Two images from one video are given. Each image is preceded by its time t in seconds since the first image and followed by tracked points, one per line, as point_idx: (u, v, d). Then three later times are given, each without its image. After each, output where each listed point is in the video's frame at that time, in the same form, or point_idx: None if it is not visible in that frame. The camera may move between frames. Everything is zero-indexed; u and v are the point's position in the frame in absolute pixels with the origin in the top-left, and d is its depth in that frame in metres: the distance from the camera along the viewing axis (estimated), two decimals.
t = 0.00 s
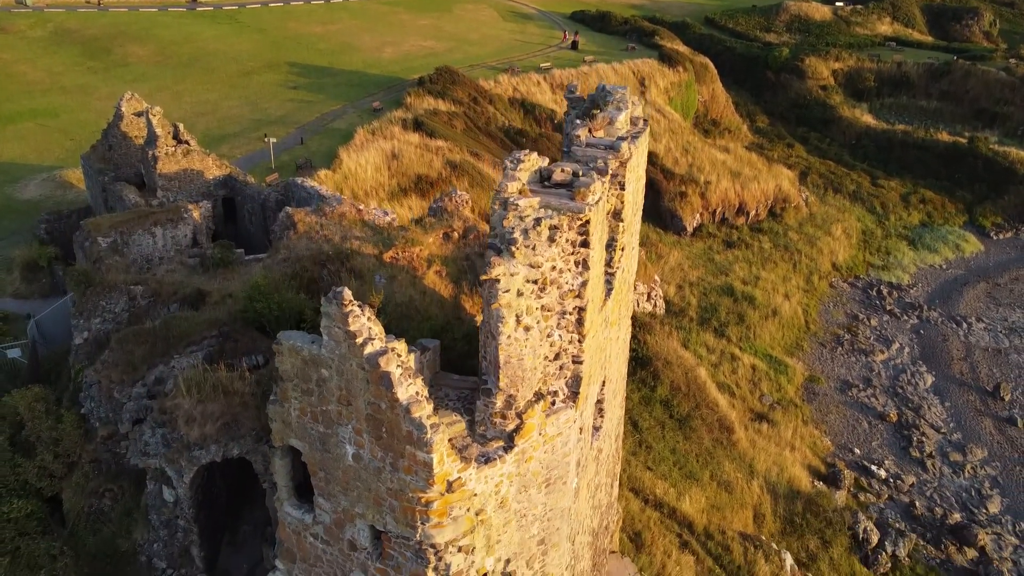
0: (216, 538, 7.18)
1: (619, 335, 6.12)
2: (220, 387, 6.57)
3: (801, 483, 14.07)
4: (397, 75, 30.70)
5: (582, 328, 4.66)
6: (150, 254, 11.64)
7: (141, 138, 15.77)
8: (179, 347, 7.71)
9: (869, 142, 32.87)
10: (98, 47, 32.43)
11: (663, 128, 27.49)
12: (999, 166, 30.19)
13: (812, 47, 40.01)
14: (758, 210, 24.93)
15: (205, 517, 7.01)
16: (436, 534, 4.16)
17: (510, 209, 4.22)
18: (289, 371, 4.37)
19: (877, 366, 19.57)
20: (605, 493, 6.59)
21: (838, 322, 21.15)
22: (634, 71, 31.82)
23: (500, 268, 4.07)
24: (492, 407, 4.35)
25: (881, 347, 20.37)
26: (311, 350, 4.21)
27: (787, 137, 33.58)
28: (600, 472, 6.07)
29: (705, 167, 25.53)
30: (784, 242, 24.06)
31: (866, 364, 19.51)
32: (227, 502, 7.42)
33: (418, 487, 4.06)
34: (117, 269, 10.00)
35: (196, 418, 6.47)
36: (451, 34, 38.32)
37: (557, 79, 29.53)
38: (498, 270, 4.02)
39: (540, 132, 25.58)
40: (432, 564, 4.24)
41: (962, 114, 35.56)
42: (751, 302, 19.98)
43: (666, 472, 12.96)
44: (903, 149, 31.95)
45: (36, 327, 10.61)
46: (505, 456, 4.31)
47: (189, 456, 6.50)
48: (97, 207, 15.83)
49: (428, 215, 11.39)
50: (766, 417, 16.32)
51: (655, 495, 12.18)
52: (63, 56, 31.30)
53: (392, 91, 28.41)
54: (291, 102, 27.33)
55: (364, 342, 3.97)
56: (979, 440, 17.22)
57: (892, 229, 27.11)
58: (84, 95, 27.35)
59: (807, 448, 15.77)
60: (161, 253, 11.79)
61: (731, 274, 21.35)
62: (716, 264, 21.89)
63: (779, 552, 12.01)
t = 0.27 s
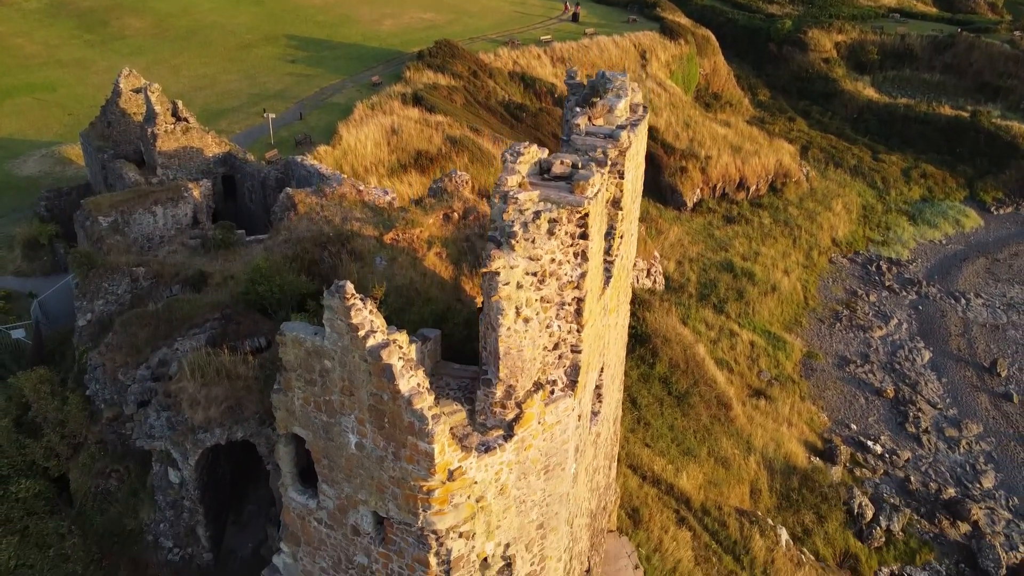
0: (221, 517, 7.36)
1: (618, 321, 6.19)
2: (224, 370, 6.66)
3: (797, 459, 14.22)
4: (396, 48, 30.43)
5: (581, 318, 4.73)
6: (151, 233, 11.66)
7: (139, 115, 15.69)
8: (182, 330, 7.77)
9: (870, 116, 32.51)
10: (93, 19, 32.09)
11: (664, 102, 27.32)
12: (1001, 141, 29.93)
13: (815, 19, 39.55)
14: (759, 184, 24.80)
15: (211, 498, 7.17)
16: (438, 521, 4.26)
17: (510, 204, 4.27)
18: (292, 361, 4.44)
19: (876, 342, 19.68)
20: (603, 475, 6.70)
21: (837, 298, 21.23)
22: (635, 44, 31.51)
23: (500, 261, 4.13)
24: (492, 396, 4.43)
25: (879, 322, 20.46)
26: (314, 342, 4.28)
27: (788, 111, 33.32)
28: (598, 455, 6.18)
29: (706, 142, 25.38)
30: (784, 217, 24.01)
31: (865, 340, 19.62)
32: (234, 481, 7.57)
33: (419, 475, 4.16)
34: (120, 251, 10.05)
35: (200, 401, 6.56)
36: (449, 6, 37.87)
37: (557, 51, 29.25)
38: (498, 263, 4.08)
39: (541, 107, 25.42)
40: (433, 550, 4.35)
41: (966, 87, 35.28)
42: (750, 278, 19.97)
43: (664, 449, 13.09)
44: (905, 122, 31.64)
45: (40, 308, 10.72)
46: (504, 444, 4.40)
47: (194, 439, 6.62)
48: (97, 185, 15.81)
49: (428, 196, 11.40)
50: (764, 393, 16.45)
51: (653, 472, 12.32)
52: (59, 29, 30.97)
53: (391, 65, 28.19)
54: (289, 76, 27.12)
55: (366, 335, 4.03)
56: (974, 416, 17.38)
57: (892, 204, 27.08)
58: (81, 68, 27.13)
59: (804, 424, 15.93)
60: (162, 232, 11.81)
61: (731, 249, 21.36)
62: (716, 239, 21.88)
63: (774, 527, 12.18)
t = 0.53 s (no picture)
0: (226, 497, 7.54)
1: (616, 306, 6.26)
2: (228, 354, 6.73)
3: (794, 435, 14.37)
4: (394, 22, 30.15)
5: (579, 308, 4.80)
6: (152, 212, 11.68)
7: (138, 92, 15.64)
8: (185, 312, 7.84)
9: (873, 90, 32.09)
10: None
11: (665, 76, 27.14)
12: (1003, 115, 29.71)
13: None
14: (759, 159, 24.69)
15: (216, 479, 7.31)
16: (439, 507, 4.36)
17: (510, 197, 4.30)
18: (295, 351, 4.51)
19: (874, 318, 19.78)
20: (600, 457, 6.81)
21: (836, 274, 21.29)
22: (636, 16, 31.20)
23: (500, 253, 4.19)
24: (492, 386, 4.51)
25: (878, 298, 20.54)
26: (317, 333, 4.34)
27: (790, 84, 33.03)
28: (596, 438, 6.28)
29: (707, 117, 25.21)
30: (784, 192, 23.95)
31: (863, 316, 19.72)
32: (236, 462, 7.75)
33: (421, 464, 4.25)
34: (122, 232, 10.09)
35: (205, 385, 6.66)
36: None
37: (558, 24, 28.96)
38: (498, 255, 4.13)
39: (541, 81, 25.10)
40: (434, 535, 4.46)
41: (969, 60, 34.99)
42: (750, 254, 19.97)
43: (662, 426, 13.22)
44: (907, 96, 31.30)
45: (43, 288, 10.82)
46: (504, 433, 4.49)
47: (198, 421, 6.73)
48: (97, 162, 15.78)
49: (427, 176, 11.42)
50: (761, 369, 16.57)
51: (651, 449, 12.46)
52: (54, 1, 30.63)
53: (390, 38, 27.96)
54: (288, 49, 26.90)
55: (368, 327, 4.09)
56: (971, 392, 17.52)
57: (893, 178, 27.02)
58: (78, 42, 26.91)
59: (801, 400, 16.07)
60: (162, 211, 11.84)
61: (731, 224, 21.36)
62: (716, 215, 21.86)
63: (770, 503, 12.34)
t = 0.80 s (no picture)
0: (230, 478, 7.72)
1: (613, 293, 6.33)
2: (230, 338, 6.80)
3: (791, 411, 14.51)
4: None
5: (578, 298, 4.87)
6: (152, 190, 11.70)
7: (136, 68, 15.60)
8: (187, 295, 7.89)
9: (876, 63, 31.76)
10: None
11: (665, 50, 26.94)
12: (1006, 89, 29.57)
13: None
14: (760, 134, 24.58)
15: (220, 461, 7.47)
16: (440, 494, 4.46)
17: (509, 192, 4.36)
18: (298, 341, 4.59)
19: (873, 294, 19.85)
20: (598, 439, 6.92)
21: (835, 249, 21.33)
22: None
23: (499, 246, 4.25)
24: (491, 375, 4.60)
25: (877, 274, 20.60)
26: (319, 324, 4.42)
27: (792, 57, 32.68)
28: (594, 422, 6.38)
29: (708, 90, 25.00)
30: (784, 167, 23.87)
31: (862, 292, 19.80)
32: (240, 444, 7.90)
33: (422, 452, 4.35)
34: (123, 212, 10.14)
35: (208, 368, 6.75)
36: None
37: None
38: (497, 248, 4.19)
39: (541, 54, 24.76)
40: (435, 520, 4.57)
41: (973, 32, 34.66)
42: (751, 230, 19.94)
43: (660, 403, 13.34)
44: (910, 69, 31.06)
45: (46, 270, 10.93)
46: (504, 421, 4.57)
47: (202, 404, 6.84)
48: (96, 139, 15.76)
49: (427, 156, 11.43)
50: (760, 345, 16.68)
51: (649, 425, 12.60)
52: None
53: (389, 11, 27.69)
54: (285, 22, 26.66)
55: (370, 319, 4.17)
56: (967, 367, 17.65)
57: (894, 153, 26.93)
58: (74, 15, 26.65)
59: (798, 376, 16.20)
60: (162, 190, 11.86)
61: (731, 200, 21.35)
62: (717, 190, 21.83)
63: (766, 479, 12.50)
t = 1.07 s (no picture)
0: (233, 460, 7.87)
1: (611, 279, 6.40)
2: (232, 323, 6.86)
3: (788, 388, 14.65)
4: None
5: (576, 289, 4.93)
6: (152, 169, 11.71)
7: (133, 44, 15.54)
8: (189, 278, 7.97)
9: (879, 36, 31.35)
10: None
11: (667, 23, 26.70)
12: (1010, 62, 29.36)
13: None
14: (761, 108, 24.47)
15: (223, 443, 7.61)
16: (440, 481, 4.57)
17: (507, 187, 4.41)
18: (300, 332, 4.67)
19: (871, 270, 19.92)
20: (596, 421, 7.03)
21: (835, 225, 21.36)
22: None
23: (498, 239, 4.30)
24: (491, 365, 4.68)
25: (876, 250, 20.64)
26: (321, 316, 4.49)
27: (794, 30, 32.13)
28: (592, 406, 6.48)
29: (709, 64, 24.81)
30: (785, 142, 23.79)
31: (861, 268, 19.86)
32: (241, 428, 8.04)
33: (422, 441, 4.45)
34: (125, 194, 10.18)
35: (211, 352, 6.83)
36: None
37: None
38: (495, 242, 4.25)
39: (541, 27, 24.42)
40: (435, 507, 4.69)
41: (978, 4, 34.29)
42: (750, 206, 19.93)
43: (657, 380, 13.50)
44: (914, 42, 30.78)
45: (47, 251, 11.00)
46: (503, 410, 4.67)
47: (206, 388, 6.96)
48: (94, 116, 15.71)
49: (427, 136, 11.44)
50: (758, 321, 16.78)
51: (646, 403, 12.74)
52: None
53: None
54: None
55: (371, 312, 4.23)
56: (964, 343, 17.77)
57: (895, 127, 26.82)
58: None
59: (796, 352, 16.32)
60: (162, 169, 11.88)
61: (732, 175, 21.32)
62: (717, 165, 21.79)
63: (762, 456, 12.66)
